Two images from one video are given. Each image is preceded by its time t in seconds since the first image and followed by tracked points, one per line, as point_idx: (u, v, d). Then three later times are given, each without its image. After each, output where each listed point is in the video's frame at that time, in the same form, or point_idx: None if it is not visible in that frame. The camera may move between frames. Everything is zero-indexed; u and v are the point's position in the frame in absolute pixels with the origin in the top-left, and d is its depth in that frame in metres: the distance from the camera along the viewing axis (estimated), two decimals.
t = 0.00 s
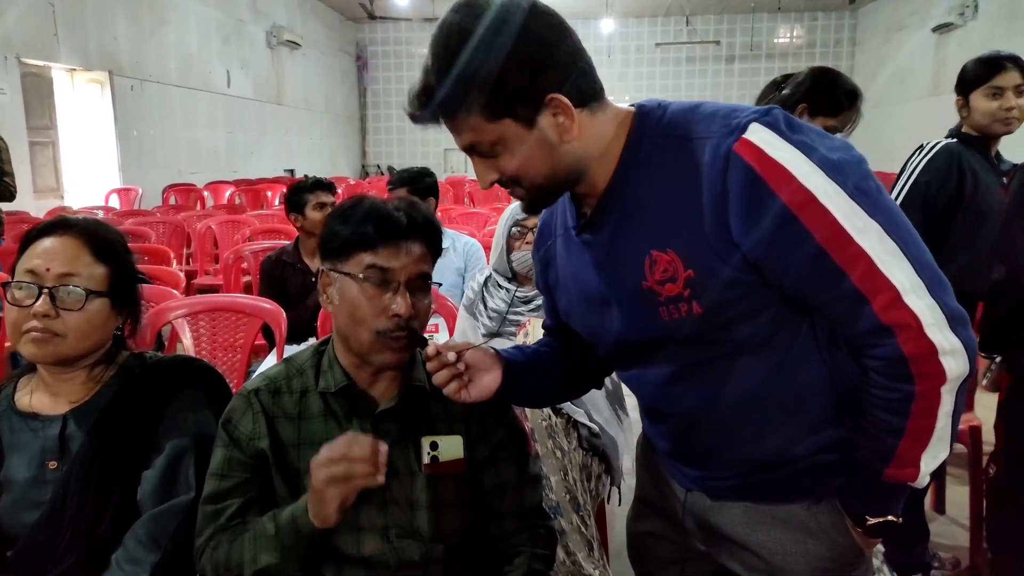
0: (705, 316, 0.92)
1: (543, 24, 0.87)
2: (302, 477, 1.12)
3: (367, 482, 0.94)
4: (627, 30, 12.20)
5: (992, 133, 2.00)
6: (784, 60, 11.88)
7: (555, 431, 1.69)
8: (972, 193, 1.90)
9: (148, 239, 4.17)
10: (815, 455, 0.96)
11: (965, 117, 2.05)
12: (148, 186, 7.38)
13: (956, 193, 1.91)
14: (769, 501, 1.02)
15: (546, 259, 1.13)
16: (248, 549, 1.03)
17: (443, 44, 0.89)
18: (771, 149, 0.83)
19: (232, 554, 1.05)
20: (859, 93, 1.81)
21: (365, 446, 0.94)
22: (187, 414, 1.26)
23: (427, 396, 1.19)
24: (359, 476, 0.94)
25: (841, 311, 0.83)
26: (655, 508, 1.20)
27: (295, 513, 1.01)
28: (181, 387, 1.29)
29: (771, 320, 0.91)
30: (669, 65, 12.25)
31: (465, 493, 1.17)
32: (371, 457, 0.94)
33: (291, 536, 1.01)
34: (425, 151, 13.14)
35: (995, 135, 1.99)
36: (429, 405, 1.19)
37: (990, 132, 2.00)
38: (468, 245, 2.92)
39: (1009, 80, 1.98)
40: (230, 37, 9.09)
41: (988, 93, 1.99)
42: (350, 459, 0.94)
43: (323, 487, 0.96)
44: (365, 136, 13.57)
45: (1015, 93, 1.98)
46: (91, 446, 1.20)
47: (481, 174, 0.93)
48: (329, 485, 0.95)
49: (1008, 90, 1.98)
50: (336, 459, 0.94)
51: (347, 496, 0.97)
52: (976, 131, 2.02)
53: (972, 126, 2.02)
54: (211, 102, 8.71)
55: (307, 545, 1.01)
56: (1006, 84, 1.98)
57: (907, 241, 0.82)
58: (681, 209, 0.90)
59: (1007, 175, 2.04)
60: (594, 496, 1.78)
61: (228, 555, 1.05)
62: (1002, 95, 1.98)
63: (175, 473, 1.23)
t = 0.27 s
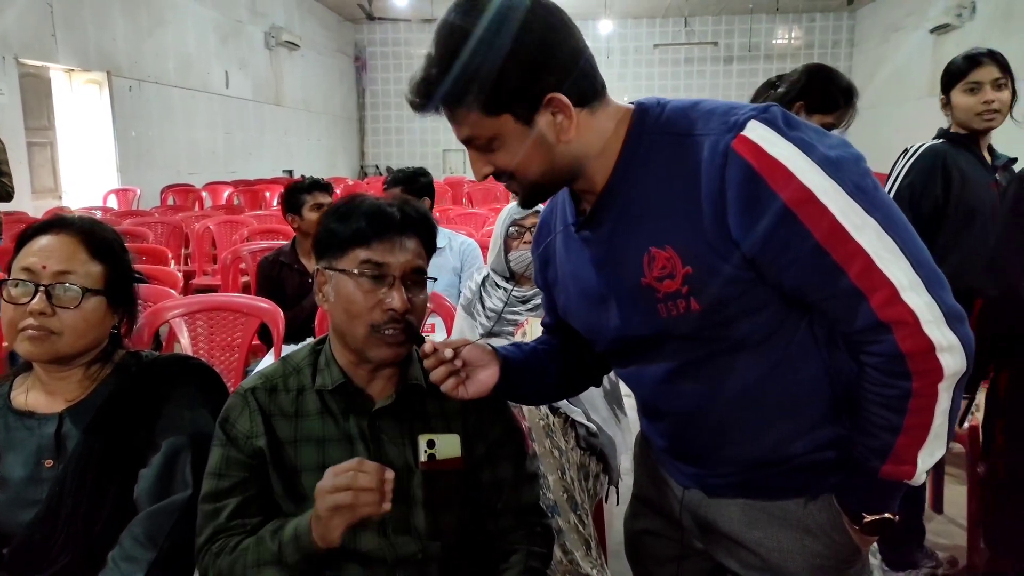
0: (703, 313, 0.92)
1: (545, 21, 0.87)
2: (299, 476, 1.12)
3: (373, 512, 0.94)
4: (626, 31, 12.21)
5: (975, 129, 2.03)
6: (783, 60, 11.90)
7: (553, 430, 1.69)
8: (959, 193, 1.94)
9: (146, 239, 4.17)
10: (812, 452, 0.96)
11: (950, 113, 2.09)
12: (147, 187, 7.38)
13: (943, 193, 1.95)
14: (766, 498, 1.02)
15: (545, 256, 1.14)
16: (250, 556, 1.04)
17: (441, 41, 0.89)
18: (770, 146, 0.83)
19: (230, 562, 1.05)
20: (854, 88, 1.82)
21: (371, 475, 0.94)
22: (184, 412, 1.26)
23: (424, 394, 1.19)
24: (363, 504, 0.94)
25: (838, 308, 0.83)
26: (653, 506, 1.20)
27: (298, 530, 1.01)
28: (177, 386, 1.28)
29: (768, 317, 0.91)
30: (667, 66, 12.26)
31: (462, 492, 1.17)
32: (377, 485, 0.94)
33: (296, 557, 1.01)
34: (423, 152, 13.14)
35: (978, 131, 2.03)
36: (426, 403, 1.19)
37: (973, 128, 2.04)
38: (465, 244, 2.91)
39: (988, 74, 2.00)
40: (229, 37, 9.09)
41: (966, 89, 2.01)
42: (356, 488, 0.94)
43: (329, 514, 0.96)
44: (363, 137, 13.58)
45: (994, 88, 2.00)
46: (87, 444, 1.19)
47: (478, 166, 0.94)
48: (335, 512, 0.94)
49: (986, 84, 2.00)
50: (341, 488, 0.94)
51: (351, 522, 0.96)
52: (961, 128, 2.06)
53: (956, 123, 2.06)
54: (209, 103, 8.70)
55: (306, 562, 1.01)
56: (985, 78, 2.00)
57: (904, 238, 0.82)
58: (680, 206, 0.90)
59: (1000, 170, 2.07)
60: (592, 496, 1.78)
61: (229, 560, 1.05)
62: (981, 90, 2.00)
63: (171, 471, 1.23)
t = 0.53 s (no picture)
0: (701, 309, 0.92)
1: (542, 19, 0.87)
2: (295, 474, 1.12)
3: None
4: (624, 31, 12.21)
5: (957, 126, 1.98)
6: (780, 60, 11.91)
7: (550, 428, 1.69)
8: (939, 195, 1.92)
9: (144, 239, 4.16)
10: (808, 448, 0.96)
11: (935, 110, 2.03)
12: (144, 188, 7.37)
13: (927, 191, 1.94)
14: (763, 493, 1.02)
15: (543, 252, 1.14)
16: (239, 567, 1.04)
17: (437, 38, 0.89)
18: (768, 142, 0.83)
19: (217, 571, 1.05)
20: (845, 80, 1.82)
21: (371, 547, 1.02)
22: (179, 410, 1.26)
23: (420, 390, 1.19)
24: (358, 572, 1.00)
25: (835, 303, 0.83)
26: (650, 503, 1.20)
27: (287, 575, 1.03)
28: (173, 384, 1.28)
29: (764, 313, 0.91)
30: (665, 66, 12.26)
31: (460, 489, 1.17)
32: (375, 557, 1.01)
33: None
34: (421, 152, 13.14)
35: (959, 128, 1.96)
36: (422, 400, 1.18)
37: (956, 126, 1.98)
38: (462, 242, 2.91)
39: (970, 70, 1.93)
40: (226, 38, 9.07)
41: (946, 87, 1.96)
42: (355, 554, 1.01)
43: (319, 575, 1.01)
44: (361, 137, 13.57)
45: (975, 84, 1.93)
46: (83, 443, 1.19)
47: (478, 167, 0.93)
48: (327, 575, 1.00)
49: (967, 81, 1.93)
50: (340, 553, 1.01)
51: None
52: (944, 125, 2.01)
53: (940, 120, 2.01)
54: (207, 103, 8.69)
55: None
56: (967, 74, 1.94)
57: (901, 232, 0.82)
58: (678, 202, 0.90)
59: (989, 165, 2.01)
60: (589, 494, 1.77)
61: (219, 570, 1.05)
62: (962, 88, 1.94)
63: (167, 471, 1.23)
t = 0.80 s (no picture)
0: (699, 306, 0.92)
1: (540, 17, 0.87)
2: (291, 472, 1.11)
3: (302, 510, 0.94)
4: (622, 31, 12.21)
5: (944, 126, 1.86)
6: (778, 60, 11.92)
7: (548, 428, 1.70)
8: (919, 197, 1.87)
9: (141, 238, 4.15)
10: (806, 446, 0.96)
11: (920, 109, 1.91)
12: (142, 187, 7.36)
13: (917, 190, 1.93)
14: (762, 491, 1.02)
15: (543, 249, 1.13)
16: (219, 555, 1.04)
17: (436, 36, 0.89)
18: (768, 139, 0.83)
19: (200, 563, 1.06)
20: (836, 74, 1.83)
21: (297, 475, 0.94)
22: (175, 409, 1.26)
23: (418, 388, 1.19)
24: (291, 504, 0.94)
25: (834, 300, 0.83)
26: (648, 501, 1.20)
27: (249, 528, 1.01)
28: (170, 383, 1.28)
29: (762, 311, 0.91)
30: (663, 66, 12.27)
31: (458, 487, 1.17)
32: (303, 483, 0.94)
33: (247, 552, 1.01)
34: (419, 152, 13.13)
35: (947, 128, 1.84)
36: (420, 398, 1.18)
37: (942, 125, 1.86)
38: (461, 242, 2.91)
39: (958, 68, 1.82)
40: (224, 37, 9.06)
41: (935, 84, 1.84)
42: (282, 489, 0.94)
43: (264, 512, 0.97)
44: (360, 137, 13.56)
45: (964, 82, 1.82)
46: (80, 442, 1.19)
47: (478, 164, 0.92)
48: (269, 511, 0.96)
49: (956, 79, 1.82)
50: (270, 488, 0.95)
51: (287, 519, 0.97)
52: (930, 125, 1.88)
53: (926, 120, 1.89)
54: (205, 102, 8.68)
55: (260, 557, 1.02)
56: (955, 72, 1.82)
57: (901, 230, 0.82)
58: (677, 199, 0.90)
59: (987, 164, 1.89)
60: (588, 494, 1.77)
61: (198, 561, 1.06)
62: (950, 86, 1.83)
63: (164, 469, 1.22)
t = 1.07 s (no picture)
0: (699, 306, 0.92)
1: (540, 17, 0.87)
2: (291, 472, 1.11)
3: (304, 486, 0.91)
4: (620, 31, 12.22)
5: (933, 123, 1.85)
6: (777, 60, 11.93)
7: (547, 427, 1.70)
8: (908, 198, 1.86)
9: (140, 238, 4.15)
10: (805, 444, 0.96)
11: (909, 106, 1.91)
12: (140, 187, 7.35)
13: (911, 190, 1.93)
14: (762, 490, 1.02)
15: (543, 249, 1.14)
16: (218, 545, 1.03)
17: (436, 36, 0.89)
18: (769, 139, 0.83)
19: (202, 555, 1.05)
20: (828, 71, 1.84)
21: (299, 452, 0.90)
22: (174, 408, 1.25)
23: (417, 387, 1.19)
24: (292, 483, 0.91)
25: (833, 299, 0.84)
26: (647, 499, 1.20)
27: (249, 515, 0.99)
28: (169, 382, 1.28)
29: (761, 310, 0.91)
30: (662, 66, 12.28)
31: (458, 486, 1.17)
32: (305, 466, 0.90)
33: (243, 538, 1.00)
34: (418, 152, 13.13)
35: (936, 124, 1.84)
36: (419, 397, 1.18)
37: (932, 122, 1.85)
38: (460, 242, 2.91)
39: (948, 64, 1.81)
40: (222, 37, 9.06)
41: (924, 80, 1.83)
42: (283, 467, 0.91)
43: (265, 488, 0.94)
44: (358, 137, 13.56)
45: (954, 78, 1.81)
46: (80, 441, 1.19)
47: (479, 164, 0.93)
48: (271, 489, 0.92)
49: (946, 75, 1.81)
50: (271, 466, 0.91)
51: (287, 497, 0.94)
52: (920, 122, 1.88)
53: (915, 117, 1.88)
54: (203, 102, 8.67)
55: (263, 542, 1.00)
56: (944, 68, 1.82)
57: (902, 230, 0.82)
58: (677, 199, 0.90)
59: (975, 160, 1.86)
60: (587, 492, 1.77)
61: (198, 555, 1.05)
62: (940, 82, 1.82)
63: (164, 467, 1.23)
